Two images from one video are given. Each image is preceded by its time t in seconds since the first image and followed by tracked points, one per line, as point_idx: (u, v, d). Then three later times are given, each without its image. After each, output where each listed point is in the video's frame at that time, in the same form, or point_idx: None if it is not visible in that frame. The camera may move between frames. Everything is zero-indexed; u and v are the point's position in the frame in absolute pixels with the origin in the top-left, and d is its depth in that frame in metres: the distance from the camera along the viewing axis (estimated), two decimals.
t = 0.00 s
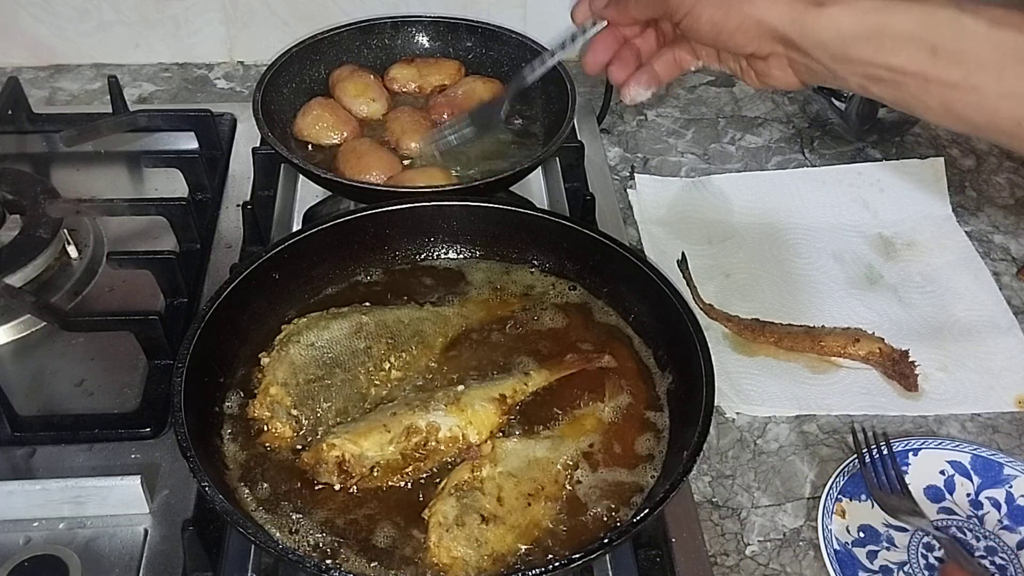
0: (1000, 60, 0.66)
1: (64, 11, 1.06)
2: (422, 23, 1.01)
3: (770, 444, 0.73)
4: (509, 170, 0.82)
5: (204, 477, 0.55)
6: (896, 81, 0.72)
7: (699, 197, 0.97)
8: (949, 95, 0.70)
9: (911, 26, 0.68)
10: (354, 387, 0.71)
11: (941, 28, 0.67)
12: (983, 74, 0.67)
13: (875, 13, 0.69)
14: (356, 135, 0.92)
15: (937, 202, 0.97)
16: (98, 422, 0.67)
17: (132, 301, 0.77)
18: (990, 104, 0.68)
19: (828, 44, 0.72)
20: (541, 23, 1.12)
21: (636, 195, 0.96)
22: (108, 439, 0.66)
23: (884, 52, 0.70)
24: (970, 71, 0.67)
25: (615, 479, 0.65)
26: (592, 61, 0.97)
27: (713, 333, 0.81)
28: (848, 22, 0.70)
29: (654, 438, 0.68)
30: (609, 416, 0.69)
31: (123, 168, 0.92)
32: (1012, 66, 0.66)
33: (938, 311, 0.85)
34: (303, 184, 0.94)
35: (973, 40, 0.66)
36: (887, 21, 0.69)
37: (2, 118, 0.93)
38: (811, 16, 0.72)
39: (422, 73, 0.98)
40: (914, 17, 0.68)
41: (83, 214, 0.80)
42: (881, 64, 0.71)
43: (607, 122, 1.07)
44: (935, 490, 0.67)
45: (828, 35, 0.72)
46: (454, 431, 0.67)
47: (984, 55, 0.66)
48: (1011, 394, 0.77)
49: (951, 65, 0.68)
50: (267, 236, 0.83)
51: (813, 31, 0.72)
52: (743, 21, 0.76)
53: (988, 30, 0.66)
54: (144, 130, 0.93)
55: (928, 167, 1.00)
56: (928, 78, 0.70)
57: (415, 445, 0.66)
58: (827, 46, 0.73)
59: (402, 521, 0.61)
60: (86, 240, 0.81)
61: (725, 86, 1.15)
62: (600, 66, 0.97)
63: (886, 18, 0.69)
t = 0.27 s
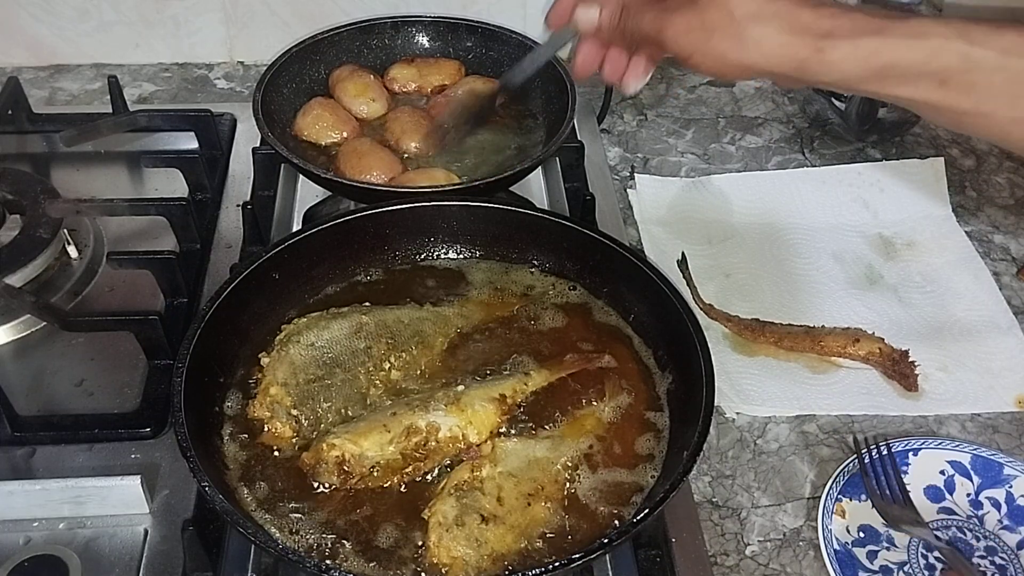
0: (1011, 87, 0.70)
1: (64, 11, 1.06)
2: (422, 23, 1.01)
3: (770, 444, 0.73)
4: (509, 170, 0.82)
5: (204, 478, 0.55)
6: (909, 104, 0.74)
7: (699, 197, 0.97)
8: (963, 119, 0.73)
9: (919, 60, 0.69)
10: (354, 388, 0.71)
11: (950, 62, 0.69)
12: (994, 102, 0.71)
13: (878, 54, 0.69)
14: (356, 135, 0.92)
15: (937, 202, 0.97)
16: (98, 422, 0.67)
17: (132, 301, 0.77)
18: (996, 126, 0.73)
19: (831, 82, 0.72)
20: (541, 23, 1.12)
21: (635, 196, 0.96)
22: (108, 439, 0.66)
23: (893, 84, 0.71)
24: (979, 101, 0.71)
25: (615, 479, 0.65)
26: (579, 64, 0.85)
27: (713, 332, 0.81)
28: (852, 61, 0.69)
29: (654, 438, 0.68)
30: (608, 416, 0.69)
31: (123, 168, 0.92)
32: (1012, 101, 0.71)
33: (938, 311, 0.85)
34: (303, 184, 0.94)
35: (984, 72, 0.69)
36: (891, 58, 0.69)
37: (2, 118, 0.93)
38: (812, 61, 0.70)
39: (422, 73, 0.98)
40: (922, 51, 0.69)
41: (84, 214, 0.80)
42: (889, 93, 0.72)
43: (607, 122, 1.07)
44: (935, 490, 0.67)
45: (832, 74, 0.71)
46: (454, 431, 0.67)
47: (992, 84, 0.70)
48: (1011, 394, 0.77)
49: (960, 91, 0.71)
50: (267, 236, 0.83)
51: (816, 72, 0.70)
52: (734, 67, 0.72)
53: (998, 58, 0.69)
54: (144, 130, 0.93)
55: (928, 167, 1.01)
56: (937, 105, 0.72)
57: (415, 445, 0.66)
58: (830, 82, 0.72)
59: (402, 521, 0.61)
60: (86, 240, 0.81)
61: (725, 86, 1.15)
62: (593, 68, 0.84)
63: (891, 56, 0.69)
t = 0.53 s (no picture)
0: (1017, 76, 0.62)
1: (64, 11, 1.06)
2: (422, 23, 1.01)
3: (770, 444, 0.73)
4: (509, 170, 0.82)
5: (203, 477, 0.55)
6: (907, 93, 0.69)
7: (699, 197, 0.97)
8: (965, 108, 0.66)
9: (920, 46, 0.64)
10: (354, 387, 0.71)
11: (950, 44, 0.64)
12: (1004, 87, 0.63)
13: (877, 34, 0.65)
14: (356, 135, 0.92)
15: (937, 202, 0.97)
16: (98, 422, 0.67)
17: (132, 301, 0.77)
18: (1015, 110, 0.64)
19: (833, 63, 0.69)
20: (541, 23, 1.12)
21: (635, 195, 0.96)
22: (108, 439, 0.66)
23: (888, 69, 0.67)
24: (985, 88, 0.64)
25: (615, 479, 0.65)
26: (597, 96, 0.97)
27: (713, 332, 0.81)
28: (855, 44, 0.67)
29: (654, 438, 0.68)
30: (608, 416, 0.69)
31: (124, 168, 0.92)
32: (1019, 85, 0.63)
33: (938, 311, 0.85)
34: (303, 184, 0.94)
35: (983, 56, 0.63)
36: (890, 40, 0.65)
37: (2, 118, 0.93)
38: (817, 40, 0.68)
39: (422, 73, 0.98)
40: (922, 35, 0.64)
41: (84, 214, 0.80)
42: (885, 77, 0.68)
43: (607, 122, 1.07)
44: (935, 490, 0.67)
45: (834, 55, 0.68)
46: (454, 431, 0.67)
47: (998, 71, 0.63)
48: (1011, 394, 0.77)
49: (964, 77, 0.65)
50: (267, 236, 0.83)
51: (819, 51, 0.68)
52: (739, 50, 0.72)
53: (998, 45, 0.62)
54: (144, 130, 0.93)
55: (928, 167, 1.01)
56: (937, 92, 0.67)
57: (415, 445, 0.66)
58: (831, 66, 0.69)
59: (402, 521, 0.61)
60: (86, 240, 0.81)
61: (725, 86, 1.15)
62: (605, 101, 0.97)
63: (893, 36, 0.65)
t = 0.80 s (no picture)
0: None
1: (64, 11, 1.06)
2: (421, 23, 1.01)
3: (770, 444, 0.73)
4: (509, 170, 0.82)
5: (204, 477, 0.55)
6: (921, 80, 0.70)
7: (699, 197, 0.97)
8: (978, 95, 0.68)
9: (933, 31, 0.65)
10: (354, 387, 0.71)
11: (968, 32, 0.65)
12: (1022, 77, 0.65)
13: (897, 19, 0.66)
14: (356, 135, 0.92)
15: (937, 202, 0.97)
16: (98, 422, 0.67)
17: (132, 301, 0.77)
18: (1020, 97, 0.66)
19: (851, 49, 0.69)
20: (541, 23, 1.12)
21: (635, 195, 0.96)
22: (108, 439, 0.66)
23: (905, 55, 0.68)
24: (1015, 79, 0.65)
25: (615, 478, 0.65)
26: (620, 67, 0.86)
27: (713, 332, 0.81)
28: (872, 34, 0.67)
29: (653, 438, 0.68)
30: (608, 416, 0.69)
31: (124, 168, 0.92)
32: None
33: (938, 312, 0.85)
34: (303, 184, 0.94)
35: (998, 42, 0.64)
36: (905, 27, 0.66)
37: (2, 118, 0.93)
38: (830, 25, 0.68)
39: (422, 73, 0.98)
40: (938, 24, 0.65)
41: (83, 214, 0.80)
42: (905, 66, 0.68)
43: (607, 122, 1.07)
44: (935, 490, 0.67)
45: (852, 38, 0.68)
46: (454, 431, 0.67)
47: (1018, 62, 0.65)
48: (1011, 395, 0.77)
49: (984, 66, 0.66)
50: (267, 236, 0.83)
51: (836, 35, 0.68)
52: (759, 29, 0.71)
53: (1016, 32, 0.64)
54: (144, 130, 0.93)
55: (928, 167, 1.01)
56: (954, 78, 0.68)
57: (415, 445, 0.66)
58: (845, 51, 0.69)
59: (402, 520, 0.62)
60: (86, 240, 0.81)
61: (725, 86, 1.15)
62: (627, 74, 0.86)
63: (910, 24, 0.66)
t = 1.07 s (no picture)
0: None
1: (64, 11, 1.06)
2: (421, 23, 1.01)
3: (770, 444, 0.73)
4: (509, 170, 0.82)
5: (204, 477, 0.55)
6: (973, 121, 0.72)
7: (699, 197, 0.97)
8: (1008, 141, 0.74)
9: (965, 108, 0.71)
10: (354, 387, 0.71)
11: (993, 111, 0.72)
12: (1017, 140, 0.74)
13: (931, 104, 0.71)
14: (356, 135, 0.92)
15: (937, 202, 0.97)
16: (98, 422, 0.67)
17: (132, 301, 0.77)
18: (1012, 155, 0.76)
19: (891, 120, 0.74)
20: (541, 23, 1.12)
21: (635, 196, 0.96)
22: (108, 439, 0.66)
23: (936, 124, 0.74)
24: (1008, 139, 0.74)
25: (615, 478, 0.65)
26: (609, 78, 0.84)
27: (713, 332, 0.81)
28: (906, 107, 0.71)
29: (653, 438, 0.68)
30: (608, 417, 0.69)
31: (123, 168, 0.92)
32: None
33: (937, 311, 0.85)
34: (303, 184, 0.94)
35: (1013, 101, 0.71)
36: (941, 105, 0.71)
37: (2, 118, 0.93)
38: (867, 109, 0.71)
39: (422, 73, 0.98)
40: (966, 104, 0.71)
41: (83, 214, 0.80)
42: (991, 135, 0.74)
43: (607, 122, 1.07)
44: (935, 490, 0.67)
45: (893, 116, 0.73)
46: (454, 431, 0.67)
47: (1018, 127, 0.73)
48: (1011, 394, 0.77)
49: (1012, 135, 0.73)
50: (267, 236, 0.83)
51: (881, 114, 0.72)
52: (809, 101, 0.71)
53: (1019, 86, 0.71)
54: (143, 130, 0.93)
55: (928, 167, 1.01)
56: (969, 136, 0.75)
57: (415, 445, 0.66)
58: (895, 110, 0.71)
59: (402, 521, 0.62)
60: (86, 240, 0.81)
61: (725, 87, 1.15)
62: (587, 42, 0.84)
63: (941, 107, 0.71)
